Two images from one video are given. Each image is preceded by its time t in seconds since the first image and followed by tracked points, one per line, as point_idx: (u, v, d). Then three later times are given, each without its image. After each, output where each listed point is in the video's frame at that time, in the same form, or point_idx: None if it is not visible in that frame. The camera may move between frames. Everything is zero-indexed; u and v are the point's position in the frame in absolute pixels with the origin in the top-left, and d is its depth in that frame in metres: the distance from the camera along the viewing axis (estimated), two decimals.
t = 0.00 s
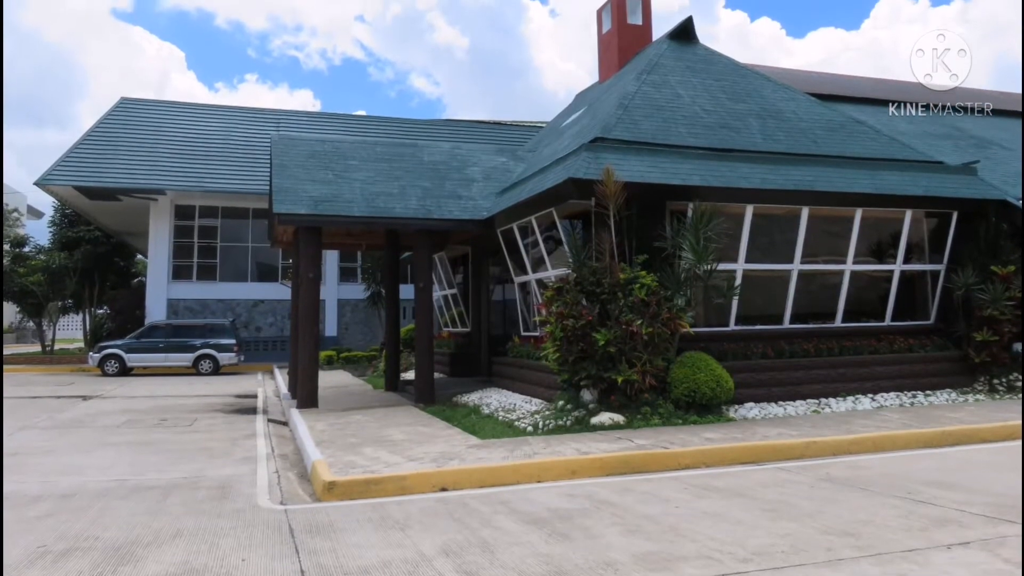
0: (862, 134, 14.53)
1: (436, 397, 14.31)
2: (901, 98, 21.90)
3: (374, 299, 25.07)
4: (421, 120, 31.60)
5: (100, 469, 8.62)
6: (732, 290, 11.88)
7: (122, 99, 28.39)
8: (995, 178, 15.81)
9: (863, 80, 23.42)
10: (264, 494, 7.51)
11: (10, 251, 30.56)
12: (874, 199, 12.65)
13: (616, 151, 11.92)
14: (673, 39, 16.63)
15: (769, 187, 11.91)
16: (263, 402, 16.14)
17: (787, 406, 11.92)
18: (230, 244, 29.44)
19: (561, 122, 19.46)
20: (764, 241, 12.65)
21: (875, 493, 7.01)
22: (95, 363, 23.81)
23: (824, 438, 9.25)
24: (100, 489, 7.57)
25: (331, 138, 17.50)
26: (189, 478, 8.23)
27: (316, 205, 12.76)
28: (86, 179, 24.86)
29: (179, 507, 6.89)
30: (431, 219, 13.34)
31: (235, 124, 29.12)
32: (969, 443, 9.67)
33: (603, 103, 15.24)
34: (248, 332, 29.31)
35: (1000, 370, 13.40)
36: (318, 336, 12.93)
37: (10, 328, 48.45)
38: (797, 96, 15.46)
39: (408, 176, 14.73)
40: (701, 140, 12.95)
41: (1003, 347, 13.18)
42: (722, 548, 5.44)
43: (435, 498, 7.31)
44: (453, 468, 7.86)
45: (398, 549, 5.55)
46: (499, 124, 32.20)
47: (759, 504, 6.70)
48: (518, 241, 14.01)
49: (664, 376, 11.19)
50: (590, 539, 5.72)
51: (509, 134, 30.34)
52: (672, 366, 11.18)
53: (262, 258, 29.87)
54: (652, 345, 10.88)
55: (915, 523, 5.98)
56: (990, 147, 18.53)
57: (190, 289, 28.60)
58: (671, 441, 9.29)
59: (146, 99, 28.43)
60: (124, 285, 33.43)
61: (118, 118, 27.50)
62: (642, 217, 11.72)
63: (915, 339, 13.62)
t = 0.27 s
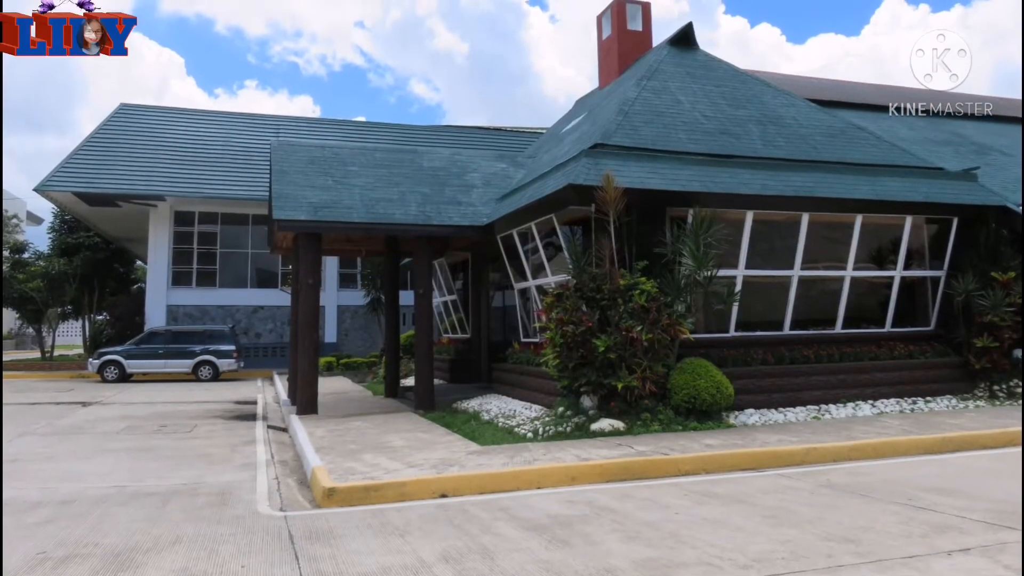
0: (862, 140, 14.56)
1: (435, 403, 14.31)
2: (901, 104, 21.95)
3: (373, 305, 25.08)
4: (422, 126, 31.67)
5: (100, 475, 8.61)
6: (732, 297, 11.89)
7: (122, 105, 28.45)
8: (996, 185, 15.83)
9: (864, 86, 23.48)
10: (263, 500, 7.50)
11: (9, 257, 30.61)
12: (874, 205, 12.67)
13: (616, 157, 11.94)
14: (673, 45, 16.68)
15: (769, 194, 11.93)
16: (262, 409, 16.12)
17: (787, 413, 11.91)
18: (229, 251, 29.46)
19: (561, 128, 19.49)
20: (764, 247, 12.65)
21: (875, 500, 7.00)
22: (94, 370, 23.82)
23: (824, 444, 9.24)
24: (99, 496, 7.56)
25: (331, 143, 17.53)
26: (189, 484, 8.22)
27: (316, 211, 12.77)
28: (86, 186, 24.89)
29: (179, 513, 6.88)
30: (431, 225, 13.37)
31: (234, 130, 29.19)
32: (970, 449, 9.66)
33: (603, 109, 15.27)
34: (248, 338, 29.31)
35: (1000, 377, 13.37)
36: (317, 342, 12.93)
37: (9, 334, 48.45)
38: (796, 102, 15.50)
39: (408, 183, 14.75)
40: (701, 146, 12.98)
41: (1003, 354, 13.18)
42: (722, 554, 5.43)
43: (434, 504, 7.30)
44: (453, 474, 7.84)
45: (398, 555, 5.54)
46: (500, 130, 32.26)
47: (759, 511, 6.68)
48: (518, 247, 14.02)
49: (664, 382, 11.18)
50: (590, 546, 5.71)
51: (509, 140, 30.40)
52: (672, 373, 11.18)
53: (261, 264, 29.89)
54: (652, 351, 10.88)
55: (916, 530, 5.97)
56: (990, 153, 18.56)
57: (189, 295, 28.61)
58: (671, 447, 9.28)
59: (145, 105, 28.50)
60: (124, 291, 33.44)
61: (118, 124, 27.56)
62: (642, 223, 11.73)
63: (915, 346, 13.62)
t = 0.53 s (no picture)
0: (862, 146, 14.59)
1: (435, 410, 14.29)
2: (901, 110, 21.99)
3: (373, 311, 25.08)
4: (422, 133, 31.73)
5: (99, 482, 8.60)
6: (732, 303, 11.90)
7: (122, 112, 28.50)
8: (996, 191, 15.85)
9: (864, 92, 23.53)
10: (263, 507, 7.49)
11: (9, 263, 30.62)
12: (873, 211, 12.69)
13: (616, 163, 11.96)
14: (673, 51, 16.73)
15: (769, 200, 11.95)
16: (262, 415, 16.11)
17: (787, 419, 11.90)
18: (229, 257, 29.47)
19: (561, 134, 19.53)
20: (764, 253, 12.66)
21: (875, 506, 7.00)
22: (93, 376, 23.79)
23: (825, 451, 9.23)
24: (99, 502, 7.55)
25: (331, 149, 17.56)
26: (188, 490, 8.21)
27: (315, 217, 12.79)
28: (86, 192, 24.93)
29: (179, 519, 6.87)
30: (431, 231, 13.38)
31: (234, 136, 29.24)
32: (970, 455, 9.65)
33: (603, 115, 15.31)
34: (247, 345, 29.30)
35: (1001, 383, 13.36)
36: (317, 349, 12.92)
37: (9, 340, 48.38)
38: (796, 108, 15.53)
39: (407, 189, 14.77)
40: (701, 152, 13.00)
41: (1003, 360, 13.18)
42: (722, 561, 5.42)
43: (434, 511, 7.29)
44: (453, 481, 7.84)
45: (397, 562, 5.53)
46: (500, 136, 32.30)
47: (759, 517, 6.68)
48: (518, 254, 14.03)
49: (664, 388, 11.18)
50: (590, 552, 5.71)
51: (509, 146, 30.44)
52: (672, 379, 11.17)
53: (261, 270, 29.90)
54: (652, 357, 10.88)
55: (916, 536, 5.97)
56: (990, 159, 18.58)
57: (189, 302, 28.61)
58: (671, 454, 9.27)
59: (145, 111, 28.56)
60: (123, 297, 33.42)
61: (117, 131, 27.61)
62: (642, 229, 11.75)
63: (915, 352, 13.63)
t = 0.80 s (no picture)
0: (862, 152, 14.61)
1: (435, 416, 14.29)
2: (900, 116, 22.04)
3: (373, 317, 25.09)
4: (422, 139, 31.78)
5: (99, 488, 8.59)
6: (733, 309, 11.90)
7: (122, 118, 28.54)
8: (996, 197, 15.87)
9: (864, 98, 23.58)
10: (263, 513, 7.49)
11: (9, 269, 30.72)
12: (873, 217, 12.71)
13: (616, 169, 11.97)
14: (673, 57, 16.76)
15: (768, 206, 11.96)
16: (262, 421, 16.10)
17: (787, 425, 11.89)
18: (229, 263, 29.49)
19: (561, 140, 19.56)
20: (764, 259, 12.67)
21: (875, 512, 6.99)
22: (93, 382, 23.82)
23: (825, 457, 9.22)
24: (99, 508, 7.54)
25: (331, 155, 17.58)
26: (188, 497, 8.20)
27: (315, 223, 12.81)
28: (86, 198, 24.96)
29: (178, 526, 6.86)
30: (430, 237, 13.40)
31: (234, 142, 29.28)
32: (971, 461, 9.64)
33: (603, 121, 15.33)
34: (247, 351, 29.30)
35: (1001, 389, 13.36)
36: (317, 355, 12.92)
37: (8, 346, 48.34)
38: (797, 114, 15.56)
39: (407, 195, 14.79)
40: (701, 158, 13.03)
41: (1003, 366, 13.19)
42: (722, 567, 5.42)
43: (434, 517, 7.28)
44: (453, 487, 7.83)
45: (397, 568, 5.53)
46: (500, 142, 32.36)
47: (759, 523, 6.67)
48: (518, 260, 14.04)
49: (664, 395, 11.18)
50: (590, 559, 5.70)
51: (510, 152, 30.49)
52: (672, 386, 11.17)
53: (261, 277, 29.91)
54: (652, 363, 10.89)
55: (916, 542, 5.96)
56: (990, 165, 18.61)
57: (188, 308, 28.61)
58: (671, 460, 9.27)
59: (144, 117, 28.60)
60: (123, 303, 33.45)
61: (118, 137, 27.65)
62: (642, 235, 11.76)
63: (915, 358, 13.63)
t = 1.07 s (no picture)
0: (863, 158, 14.63)
1: (435, 422, 14.27)
2: (901, 122, 22.08)
3: (373, 323, 25.09)
4: (423, 145, 31.82)
5: (99, 495, 8.58)
6: (733, 315, 11.90)
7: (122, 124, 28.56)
8: (997, 203, 15.89)
9: (864, 104, 23.62)
10: (262, 520, 7.47)
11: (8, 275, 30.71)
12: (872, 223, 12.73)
13: (616, 175, 11.99)
14: (673, 63, 16.80)
15: (768, 212, 11.98)
16: (262, 428, 16.08)
17: (787, 432, 11.88)
18: (228, 269, 29.48)
19: (561, 146, 19.60)
20: (764, 265, 12.67)
21: (875, 519, 6.99)
22: (92, 389, 23.79)
23: (825, 463, 9.21)
24: (98, 515, 7.53)
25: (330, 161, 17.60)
26: (188, 503, 8.19)
27: (315, 229, 12.81)
28: (85, 205, 24.98)
29: (178, 532, 6.85)
30: (430, 244, 13.41)
31: (233, 148, 29.30)
32: (971, 468, 9.64)
33: (603, 127, 15.36)
34: (247, 357, 29.30)
35: (1002, 396, 13.36)
36: (316, 361, 12.91)
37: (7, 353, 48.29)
38: (796, 120, 15.59)
39: (407, 201, 14.81)
40: (701, 164, 13.04)
41: (1003, 372, 13.20)
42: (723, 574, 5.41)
43: (434, 523, 7.27)
44: (453, 493, 7.82)
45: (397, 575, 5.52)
46: (501, 148, 32.39)
47: (760, 530, 6.67)
48: (517, 266, 14.05)
49: (664, 401, 11.17)
50: (590, 565, 5.69)
51: (510, 158, 30.53)
52: (672, 392, 11.16)
53: (260, 283, 29.92)
54: (652, 369, 10.89)
55: (916, 549, 5.95)
56: (990, 171, 18.64)
57: (187, 314, 28.60)
58: (671, 466, 9.26)
59: (144, 123, 28.63)
60: (122, 309, 33.44)
61: (118, 143, 27.69)
62: (642, 241, 11.77)
63: (915, 364, 13.63)
